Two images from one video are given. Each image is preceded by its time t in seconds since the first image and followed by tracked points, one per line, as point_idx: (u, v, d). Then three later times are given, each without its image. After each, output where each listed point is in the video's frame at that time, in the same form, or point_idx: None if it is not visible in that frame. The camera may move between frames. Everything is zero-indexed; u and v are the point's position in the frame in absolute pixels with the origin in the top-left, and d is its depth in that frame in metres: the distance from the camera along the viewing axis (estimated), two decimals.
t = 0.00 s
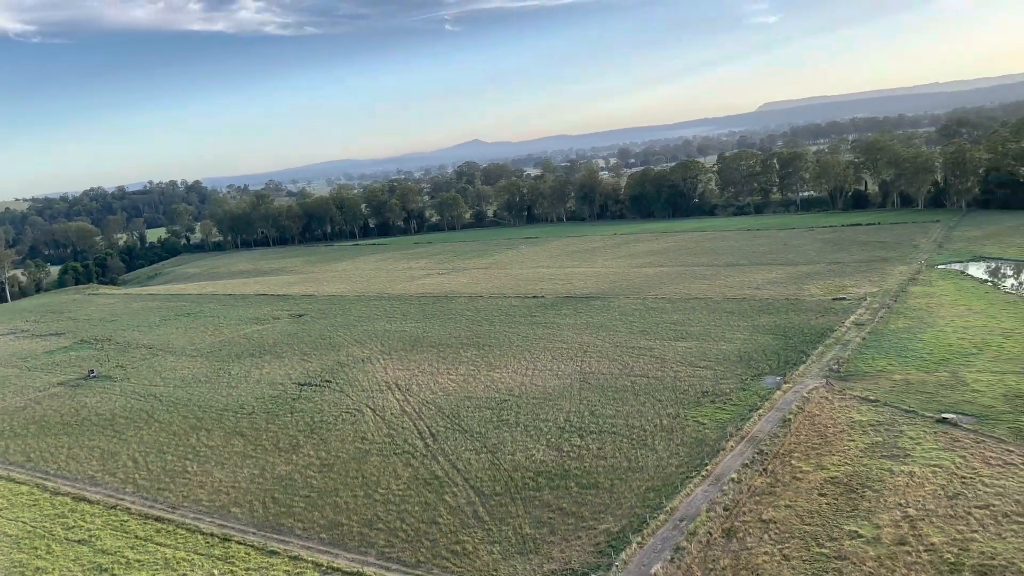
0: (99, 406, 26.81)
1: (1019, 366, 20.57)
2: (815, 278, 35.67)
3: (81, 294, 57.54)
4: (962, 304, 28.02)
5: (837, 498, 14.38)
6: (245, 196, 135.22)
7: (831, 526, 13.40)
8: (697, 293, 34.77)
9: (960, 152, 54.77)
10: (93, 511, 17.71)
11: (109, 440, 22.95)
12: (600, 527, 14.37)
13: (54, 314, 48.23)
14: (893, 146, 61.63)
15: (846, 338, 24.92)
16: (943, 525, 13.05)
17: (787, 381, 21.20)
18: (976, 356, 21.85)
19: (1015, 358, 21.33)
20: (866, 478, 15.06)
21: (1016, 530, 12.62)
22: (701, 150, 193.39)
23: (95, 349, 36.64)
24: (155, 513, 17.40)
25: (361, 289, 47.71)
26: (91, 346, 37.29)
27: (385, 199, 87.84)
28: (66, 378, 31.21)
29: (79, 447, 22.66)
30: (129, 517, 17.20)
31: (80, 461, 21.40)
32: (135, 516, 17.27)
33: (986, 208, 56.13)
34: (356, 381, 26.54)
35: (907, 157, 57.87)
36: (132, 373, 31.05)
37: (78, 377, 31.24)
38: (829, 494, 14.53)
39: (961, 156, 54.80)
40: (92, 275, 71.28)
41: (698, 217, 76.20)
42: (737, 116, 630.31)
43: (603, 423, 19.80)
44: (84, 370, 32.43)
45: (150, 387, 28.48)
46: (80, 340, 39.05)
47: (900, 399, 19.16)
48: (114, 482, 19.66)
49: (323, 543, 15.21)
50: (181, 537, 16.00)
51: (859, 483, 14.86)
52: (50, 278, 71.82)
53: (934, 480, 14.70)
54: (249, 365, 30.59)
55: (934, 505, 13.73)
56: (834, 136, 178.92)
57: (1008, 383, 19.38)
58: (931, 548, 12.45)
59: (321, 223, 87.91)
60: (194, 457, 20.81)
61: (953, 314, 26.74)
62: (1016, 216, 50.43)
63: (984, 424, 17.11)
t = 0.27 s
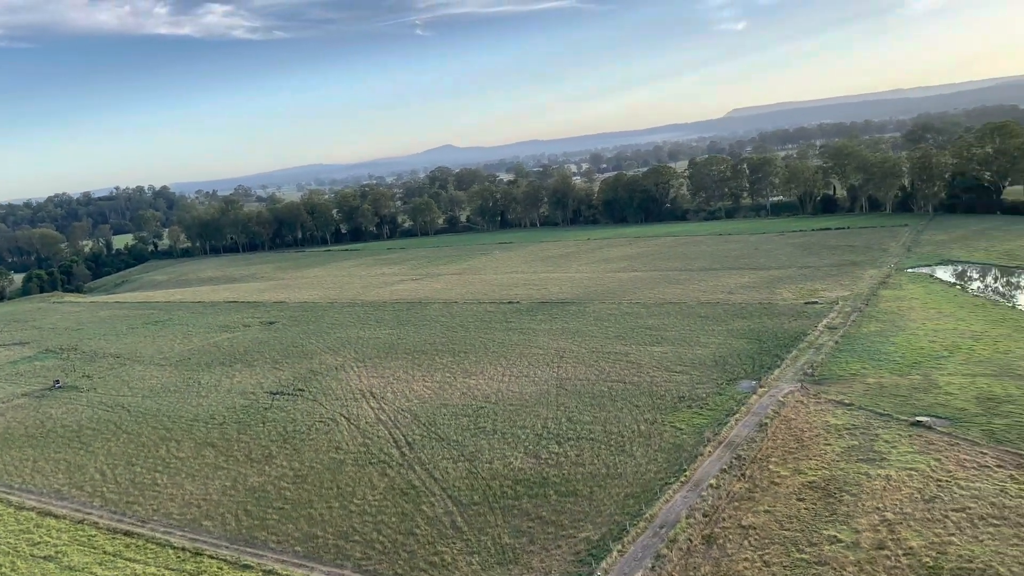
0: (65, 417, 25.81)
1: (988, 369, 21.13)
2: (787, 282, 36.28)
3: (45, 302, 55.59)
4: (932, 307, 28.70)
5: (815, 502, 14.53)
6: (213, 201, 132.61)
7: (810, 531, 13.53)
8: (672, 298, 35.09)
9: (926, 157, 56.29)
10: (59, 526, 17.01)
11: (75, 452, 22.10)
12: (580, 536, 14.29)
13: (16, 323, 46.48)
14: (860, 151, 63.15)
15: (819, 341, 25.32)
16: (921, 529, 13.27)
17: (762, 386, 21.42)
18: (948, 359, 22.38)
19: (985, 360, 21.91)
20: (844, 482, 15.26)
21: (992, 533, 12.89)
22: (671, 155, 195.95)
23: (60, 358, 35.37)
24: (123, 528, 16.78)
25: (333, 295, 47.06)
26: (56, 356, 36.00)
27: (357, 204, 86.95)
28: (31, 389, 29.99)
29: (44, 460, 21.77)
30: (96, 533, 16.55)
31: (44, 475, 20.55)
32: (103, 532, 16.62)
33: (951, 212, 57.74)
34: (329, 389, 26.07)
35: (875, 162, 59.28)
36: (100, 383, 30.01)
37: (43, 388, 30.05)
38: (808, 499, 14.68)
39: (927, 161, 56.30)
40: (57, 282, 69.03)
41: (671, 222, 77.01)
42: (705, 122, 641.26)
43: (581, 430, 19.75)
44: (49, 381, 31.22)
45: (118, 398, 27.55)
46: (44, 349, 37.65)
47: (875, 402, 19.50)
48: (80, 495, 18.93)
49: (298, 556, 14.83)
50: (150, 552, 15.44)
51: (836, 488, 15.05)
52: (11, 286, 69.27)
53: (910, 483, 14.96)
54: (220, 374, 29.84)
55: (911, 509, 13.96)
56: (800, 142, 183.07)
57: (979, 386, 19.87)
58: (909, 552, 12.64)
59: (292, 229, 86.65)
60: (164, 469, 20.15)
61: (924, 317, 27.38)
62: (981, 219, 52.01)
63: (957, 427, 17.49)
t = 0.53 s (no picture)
0: (29, 429, 24.79)
1: (959, 371, 21.66)
2: (759, 287, 36.85)
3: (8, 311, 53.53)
4: (903, 311, 29.37)
5: (794, 507, 14.68)
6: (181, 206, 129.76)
7: (790, 536, 13.65)
8: (647, 303, 35.34)
9: (894, 162, 57.71)
10: (23, 542, 16.31)
11: (40, 465, 21.24)
12: (559, 544, 14.19)
13: None
14: (829, 156, 64.61)
15: (793, 345, 25.71)
16: (899, 532, 13.48)
17: (738, 390, 21.64)
18: (920, 361, 22.90)
19: (956, 363, 22.47)
20: (821, 486, 15.46)
21: (969, 535, 13.13)
22: (642, 159, 198.10)
23: (23, 369, 34.03)
24: (89, 543, 16.15)
25: (305, 302, 46.30)
26: (19, 366, 34.65)
27: (328, 209, 85.86)
28: None
29: (6, 473, 20.88)
30: (61, 549, 15.89)
31: (7, 489, 19.70)
32: (69, 548, 15.97)
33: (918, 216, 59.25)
34: (302, 398, 25.55)
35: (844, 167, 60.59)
36: (65, 393, 28.93)
37: (5, 400, 28.85)
38: (786, 504, 14.82)
39: (895, 166, 57.72)
40: (20, 290, 66.67)
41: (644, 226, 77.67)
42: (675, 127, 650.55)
43: (559, 436, 19.68)
44: (12, 392, 29.98)
45: (85, 408, 26.59)
46: (6, 360, 36.18)
47: (850, 406, 19.84)
48: (45, 510, 18.19)
49: (272, 570, 14.44)
50: (118, 568, 14.88)
51: (814, 492, 15.23)
52: None
53: (887, 486, 15.21)
54: (189, 382, 29.03)
55: (889, 513, 14.18)
56: (767, 147, 186.84)
57: (951, 388, 20.35)
58: (887, 556, 12.82)
59: (262, 234, 85.18)
60: (133, 482, 19.47)
61: (895, 320, 28.00)
62: (946, 223, 53.53)
63: (931, 430, 17.86)
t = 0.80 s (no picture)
0: None
1: (930, 374, 22.19)
2: (731, 291, 37.37)
3: None
4: (873, 314, 30.03)
5: (772, 512, 14.82)
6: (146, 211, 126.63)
7: (769, 542, 13.77)
8: (622, 307, 35.54)
9: (861, 167, 59.19)
10: None
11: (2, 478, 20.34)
12: (539, 553, 14.08)
13: None
14: (797, 162, 65.99)
15: (766, 349, 26.07)
16: (877, 536, 13.68)
17: (713, 394, 21.84)
18: (891, 364, 23.42)
19: (927, 365, 23.04)
20: (799, 491, 15.64)
21: (946, 538, 13.39)
22: (613, 164, 199.85)
23: None
24: (53, 560, 15.49)
25: (276, 308, 45.45)
26: None
27: (299, 215, 84.57)
28: None
29: None
30: (23, 567, 15.21)
31: None
32: (33, 566, 15.29)
33: (885, 220, 60.80)
34: (273, 407, 24.99)
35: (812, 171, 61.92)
36: (27, 405, 27.81)
37: None
38: (764, 509, 14.96)
39: (862, 170, 59.20)
40: None
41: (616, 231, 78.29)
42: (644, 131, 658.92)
43: (536, 443, 19.59)
44: None
45: (48, 420, 25.57)
46: None
47: (824, 409, 20.17)
48: (7, 526, 17.41)
49: None
50: None
51: (792, 496, 15.40)
52: None
53: (864, 490, 15.46)
54: (157, 392, 28.15)
55: (866, 517, 14.40)
56: (735, 152, 190.45)
57: (923, 391, 20.84)
58: (866, 560, 12.99)
59: (230, 239, 83.50)
60: (99, 494, 18.74)
61: (866, 324, 28.61)
62: (912, 228, 55.05)
63: (904, 432, 18.24)
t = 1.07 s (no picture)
0: None
1: (902, 377, 22.70)
2: (704, 295, 37.81)
3: None
4: (843, 318, 30.64)
5: (750, 517, 14.95)
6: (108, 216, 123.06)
7: (748, 547, 13.88)
8: (596, 312, 35.65)
9: (828, 172, 60.60)
10: None
11: None
12: (518, 563, 13.95)
13: None
14: (765, 167, 67.29)
15: (739, 353, 26.40)
16: (854, 540, 13.89)
17: (689, 399, 22.01)
18: (863, 368, 23.91)
19: (898, 368, 23.58)
20: (776, 495, 15.81)
21: (923, 541, 13.66)
22: (584, 169, 201.40)
23: None
24: None
25: (245, 315, 44.47)
26: None
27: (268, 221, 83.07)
28: None
29: None
30: None
31: None
32: None
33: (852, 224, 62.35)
34: (242, 416, 24.39)
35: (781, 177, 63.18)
36: None
37: None
38: (742, 514, 15.08)
39: (829, 175, 60.61)
40: None
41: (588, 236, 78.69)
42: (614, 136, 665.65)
43: (512, 450, 19.46)
44: None
45: (8, 433, 24.50)
46: None
47: (798, 413, 20.47)
48: None
49: None
50: None
51: (769, 501, 15.55)
52: None
53: (840, 494, 15.70)
54: (123, 402, 27.22)
55: (843, 520, 14.62)
56: (704, 157, 193.64)
57: (896, 394, 21.30)
58: (844, 565, 13.17)
59: (197, 246, 81.57)
60: (65, 508, 17.99)
61: (837, 327, 29.19)
62: (877, 232, 56.55)
63: (879, 435, 18.60)
